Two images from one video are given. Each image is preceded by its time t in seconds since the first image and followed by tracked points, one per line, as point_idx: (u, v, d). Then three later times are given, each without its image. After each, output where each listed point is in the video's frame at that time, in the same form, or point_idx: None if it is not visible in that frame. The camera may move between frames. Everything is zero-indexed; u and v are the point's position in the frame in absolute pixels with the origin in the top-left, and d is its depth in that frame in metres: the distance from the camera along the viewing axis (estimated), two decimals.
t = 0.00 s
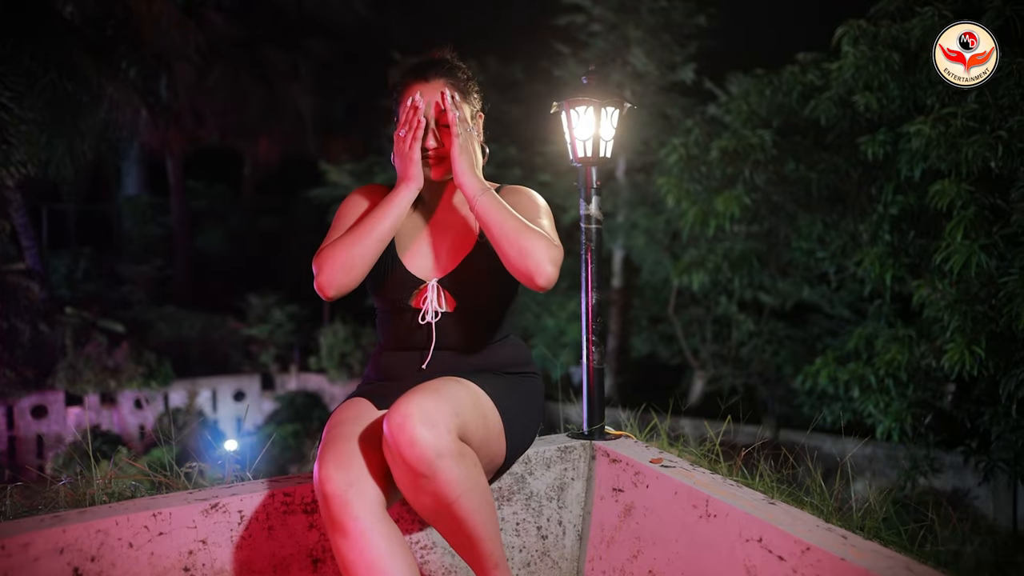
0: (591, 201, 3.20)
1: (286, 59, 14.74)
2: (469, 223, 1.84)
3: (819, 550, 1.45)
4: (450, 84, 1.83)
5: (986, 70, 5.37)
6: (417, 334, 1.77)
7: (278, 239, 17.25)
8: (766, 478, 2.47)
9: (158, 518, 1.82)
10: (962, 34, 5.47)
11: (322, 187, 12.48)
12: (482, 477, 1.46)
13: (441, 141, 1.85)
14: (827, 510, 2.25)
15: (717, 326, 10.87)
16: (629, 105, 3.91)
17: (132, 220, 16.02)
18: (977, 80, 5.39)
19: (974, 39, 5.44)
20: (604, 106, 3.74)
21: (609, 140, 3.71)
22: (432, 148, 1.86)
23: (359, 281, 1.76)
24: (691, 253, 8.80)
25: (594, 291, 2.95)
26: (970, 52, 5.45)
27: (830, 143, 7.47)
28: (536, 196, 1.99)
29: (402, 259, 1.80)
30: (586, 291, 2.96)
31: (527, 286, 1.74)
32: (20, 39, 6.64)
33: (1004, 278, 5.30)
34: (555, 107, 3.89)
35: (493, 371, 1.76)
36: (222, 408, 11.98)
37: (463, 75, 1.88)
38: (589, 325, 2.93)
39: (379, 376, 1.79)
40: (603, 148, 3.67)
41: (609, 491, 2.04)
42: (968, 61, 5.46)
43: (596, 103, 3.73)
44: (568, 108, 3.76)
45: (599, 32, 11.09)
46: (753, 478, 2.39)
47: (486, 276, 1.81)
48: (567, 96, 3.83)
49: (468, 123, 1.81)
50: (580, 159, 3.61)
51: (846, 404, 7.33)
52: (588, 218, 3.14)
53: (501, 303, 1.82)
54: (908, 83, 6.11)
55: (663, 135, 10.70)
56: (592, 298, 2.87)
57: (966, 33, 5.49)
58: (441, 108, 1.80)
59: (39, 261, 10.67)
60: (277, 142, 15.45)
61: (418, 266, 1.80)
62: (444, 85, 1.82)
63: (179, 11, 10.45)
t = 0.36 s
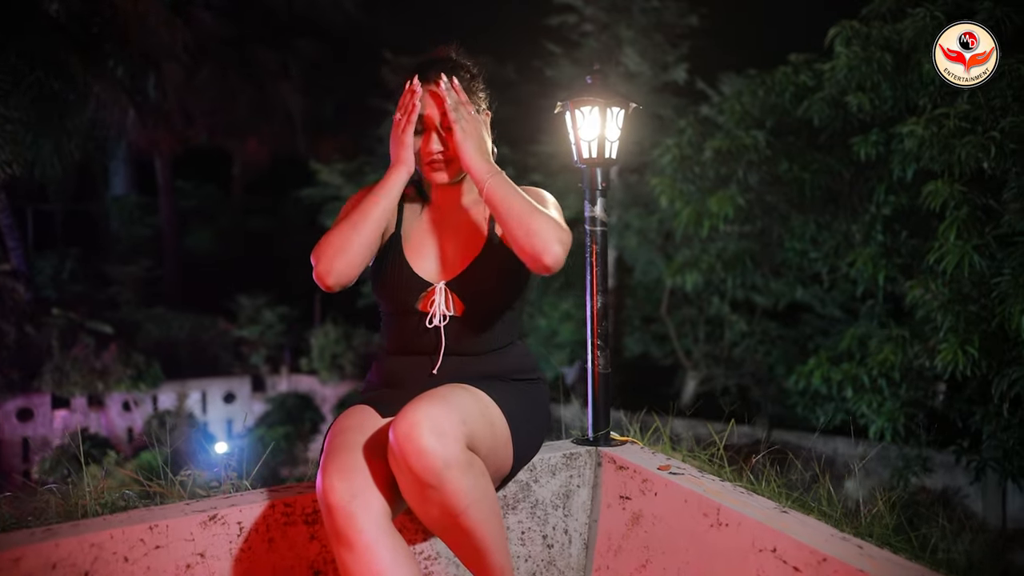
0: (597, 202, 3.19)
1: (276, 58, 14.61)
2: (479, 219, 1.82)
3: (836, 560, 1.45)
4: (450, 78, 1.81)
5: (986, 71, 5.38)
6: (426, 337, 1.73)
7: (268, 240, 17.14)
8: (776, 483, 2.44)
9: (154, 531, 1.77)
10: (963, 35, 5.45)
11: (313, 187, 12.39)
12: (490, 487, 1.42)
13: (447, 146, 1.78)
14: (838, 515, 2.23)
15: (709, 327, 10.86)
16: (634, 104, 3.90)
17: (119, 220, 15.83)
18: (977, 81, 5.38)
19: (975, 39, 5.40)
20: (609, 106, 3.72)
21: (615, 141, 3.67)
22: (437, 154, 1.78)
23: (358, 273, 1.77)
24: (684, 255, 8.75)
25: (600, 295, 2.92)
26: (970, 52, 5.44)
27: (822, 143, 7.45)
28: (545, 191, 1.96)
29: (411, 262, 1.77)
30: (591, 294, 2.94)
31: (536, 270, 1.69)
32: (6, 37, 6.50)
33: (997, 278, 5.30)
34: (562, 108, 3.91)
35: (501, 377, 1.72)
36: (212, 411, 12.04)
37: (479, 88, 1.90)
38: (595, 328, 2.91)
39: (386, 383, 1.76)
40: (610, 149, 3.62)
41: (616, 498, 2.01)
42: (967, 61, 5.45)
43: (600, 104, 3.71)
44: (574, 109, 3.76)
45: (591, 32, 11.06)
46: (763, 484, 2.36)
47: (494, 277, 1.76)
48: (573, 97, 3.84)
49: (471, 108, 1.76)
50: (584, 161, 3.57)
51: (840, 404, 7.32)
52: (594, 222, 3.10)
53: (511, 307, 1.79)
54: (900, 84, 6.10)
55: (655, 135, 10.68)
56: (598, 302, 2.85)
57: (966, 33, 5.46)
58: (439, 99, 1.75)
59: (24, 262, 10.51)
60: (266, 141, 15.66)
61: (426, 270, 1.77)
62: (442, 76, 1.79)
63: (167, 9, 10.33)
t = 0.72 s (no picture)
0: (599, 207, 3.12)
1: (266, 58, 14.52)
2: (486, 218, 1.79)
3: (849, 569, 1.44)
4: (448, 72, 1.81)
5: (987, 70, 5.23)
6: (430, 343, 1.71)
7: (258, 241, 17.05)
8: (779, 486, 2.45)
9: (152, 544, 1.75)
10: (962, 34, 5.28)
11: (303, 188, 12.32)
12: (497, 494, 1.40)
13: (451, 150, 1.76)
14: (843, 521, 2.24)
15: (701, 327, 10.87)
16: (638, 106, 3.91)
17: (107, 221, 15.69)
18: (977, 80, 5.24)
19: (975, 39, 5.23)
20: (613, 108, 3.73)
21: (617, 144, 3.65)
22: (442, 163, 1.76)
23: (353, 267, 1.76)
24: (676, 255, 8.73)
25: (603, 300, 2.91)
26: (970, 52, 5.31)
27: (814, 144, 7.46)
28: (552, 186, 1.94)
29: (417, 266, 1.74)
30: (594, 300, 2.93)
31: (551, 253, 1.66)
32: None
33: (988, 279, 5.30)
34: (565, 108, 3.85)
35: (507, 383, 1.71)
36: (201, 413, 11.94)
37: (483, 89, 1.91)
38: (597, 334, 2.92)
39: (389, 389, 1.74)
40: (612, 151, 3.60)
41: (621, 506, 2.03)
42: (968, 61, 5.31)
43: (603, 106, 3.72)
44: (576, 111, 3.75)
45: (583, 32, 11.06)
46: (768, 489, 2.37)
47: (502, 280, 1.72)
48: (576, 97, 3.84)
49: (469, 98, 1.75)
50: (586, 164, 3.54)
51: (832, 404, 7.34)
52: (596, 224, 3.04)
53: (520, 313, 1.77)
54: (891, 85, 6.10)
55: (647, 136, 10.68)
56: (601, 308, 2.86)
57: (966, 33, 5.31)
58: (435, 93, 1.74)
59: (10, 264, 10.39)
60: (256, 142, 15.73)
61: (432, 272, 1.74)
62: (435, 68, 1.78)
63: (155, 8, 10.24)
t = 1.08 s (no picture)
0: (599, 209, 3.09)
1: (252, 57, 14.41)
2: (495, 211, 1.77)
3: None
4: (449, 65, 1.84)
5: (987, 70, 5.18)
6: (432, 348, 1.69)
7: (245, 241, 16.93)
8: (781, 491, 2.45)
9: (147, 556, 1.72)
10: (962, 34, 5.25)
11: (291, 188, 12.26)
12: (500, 503, 1.37)
13: (443, 158, 1.72)
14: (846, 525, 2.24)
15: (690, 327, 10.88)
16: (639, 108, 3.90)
17: (92, 222, 15.53)
18: (977, 80, 5.19)
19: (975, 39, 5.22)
20: (614, 110, 3.72)
21: (618, 146, 3.67)
22: (435, 173, 1.72)
23: (340, 247, 1.75)
24: (666, 256, 8.72)
25: (604, 303, 2.90)
26: (970, 52, 5.26)
27: (802, 144, 7.47)
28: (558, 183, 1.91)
29: (420, 270, 1.73)
30: (594, 304, 2.92)
31: (563, 235, 1.62)
32: None
33: (976, 279, 5.32)
34: (564, 111, 3.81)
35: (509, 390, 1.69)
36: (188, 415, 11.91)
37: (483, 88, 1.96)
38: (597, 337, 2.89)
39: (388, 396, 1.72)
40: (613, 153, 3.62)
41: (622, 513, 2.02)
42: (968, 61, 5.26)
43: (603, 108, 3.70)
44: (576, 112, 3.73)
45: (573, 32, 11.07)
46: (770, 494, 2.37)
47: (504, 283, 1.69)
48: (575, 100, 3.80)
49: (477, 83, 1.77)
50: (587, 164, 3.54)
51: (822, 405, 7.36)
52: (597, 225, 3.04)
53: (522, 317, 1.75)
54: (879, 86, 6.12)
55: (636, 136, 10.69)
56: (602, 312, 2.84)
57: (966, 33, 5.27)
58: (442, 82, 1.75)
59: None
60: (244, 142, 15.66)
61: (437, 276, 1.72)
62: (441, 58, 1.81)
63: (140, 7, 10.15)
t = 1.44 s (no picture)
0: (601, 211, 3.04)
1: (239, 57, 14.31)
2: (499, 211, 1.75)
3: None
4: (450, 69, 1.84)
5: (987, 71, 5.14)
6: (433, 354, 1.67)
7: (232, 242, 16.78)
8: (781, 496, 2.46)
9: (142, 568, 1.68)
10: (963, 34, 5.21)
11: (279, 188, 12.17)
12: (504, 512, 1.35)
13: (435, 159, 1.69)
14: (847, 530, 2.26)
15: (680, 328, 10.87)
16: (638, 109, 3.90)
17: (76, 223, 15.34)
18: (977, 79, 5.15)
19: (975, 39, 5.18)
20: (614, 112, 3.69)
21: (618, 148, 3.70)
22: (426, 175, 1.69)
23: (328, 220, 1.71)
24: (656, 256, 8.69)
25: (604, 308, 2.89)
26: (971, 52, 5.21)
27: (791, 145, 7.49)
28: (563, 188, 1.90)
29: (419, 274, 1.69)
30: (594, 309, 2.91)
31: (572, 221, 1.60)
32: None
33: (966, 279, 5.35)
34: (565, 111, 3.74)
35: (512, 397, 1.67)
36: (175, 417, 11.77)
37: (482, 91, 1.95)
38: (597, 341, 2.88)
39: (388, 402, 1.69)
40: (613, 156, 3.67)
41: (625, 519, 2.01)
42: (968, 60, 5.21)
43: (604, 109, 3.67)
44: (577, 114, 3.69)
45: (562, 32, 11.05)
46: (771, 500, 2.38)
47: (507, 287, 1.67)
48: (575, 101, 3.75)
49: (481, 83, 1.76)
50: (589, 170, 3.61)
51: (812, 405, 7.37)
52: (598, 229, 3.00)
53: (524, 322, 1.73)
54: (868, 87, 6.15)
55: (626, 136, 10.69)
56: (601, 317, 2.83)
57: (966, 33, 5.23)
58: (444, 80, 1.74)
59: None
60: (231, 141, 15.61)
61: (439, 278, 1.69)
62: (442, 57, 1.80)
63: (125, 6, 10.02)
